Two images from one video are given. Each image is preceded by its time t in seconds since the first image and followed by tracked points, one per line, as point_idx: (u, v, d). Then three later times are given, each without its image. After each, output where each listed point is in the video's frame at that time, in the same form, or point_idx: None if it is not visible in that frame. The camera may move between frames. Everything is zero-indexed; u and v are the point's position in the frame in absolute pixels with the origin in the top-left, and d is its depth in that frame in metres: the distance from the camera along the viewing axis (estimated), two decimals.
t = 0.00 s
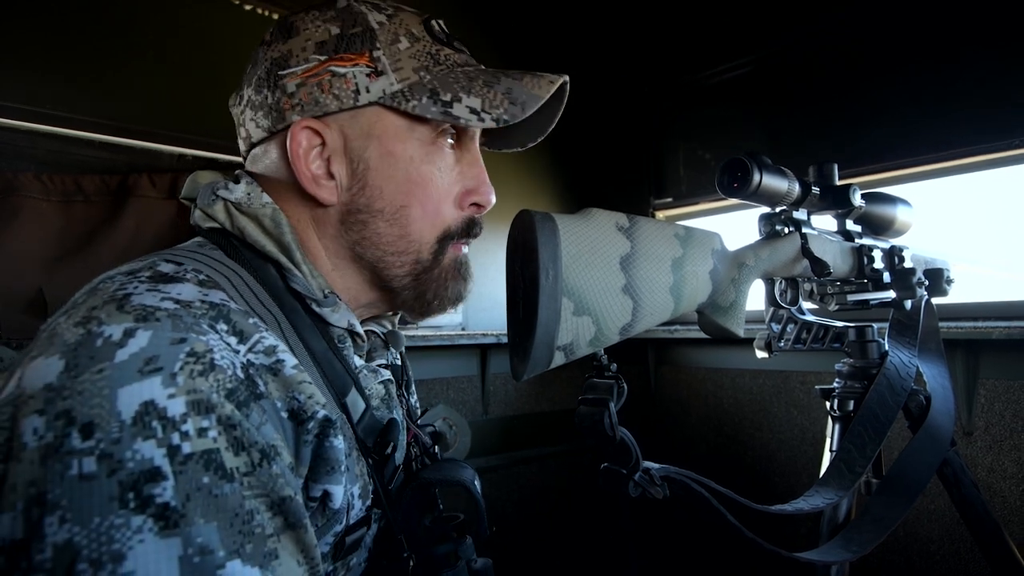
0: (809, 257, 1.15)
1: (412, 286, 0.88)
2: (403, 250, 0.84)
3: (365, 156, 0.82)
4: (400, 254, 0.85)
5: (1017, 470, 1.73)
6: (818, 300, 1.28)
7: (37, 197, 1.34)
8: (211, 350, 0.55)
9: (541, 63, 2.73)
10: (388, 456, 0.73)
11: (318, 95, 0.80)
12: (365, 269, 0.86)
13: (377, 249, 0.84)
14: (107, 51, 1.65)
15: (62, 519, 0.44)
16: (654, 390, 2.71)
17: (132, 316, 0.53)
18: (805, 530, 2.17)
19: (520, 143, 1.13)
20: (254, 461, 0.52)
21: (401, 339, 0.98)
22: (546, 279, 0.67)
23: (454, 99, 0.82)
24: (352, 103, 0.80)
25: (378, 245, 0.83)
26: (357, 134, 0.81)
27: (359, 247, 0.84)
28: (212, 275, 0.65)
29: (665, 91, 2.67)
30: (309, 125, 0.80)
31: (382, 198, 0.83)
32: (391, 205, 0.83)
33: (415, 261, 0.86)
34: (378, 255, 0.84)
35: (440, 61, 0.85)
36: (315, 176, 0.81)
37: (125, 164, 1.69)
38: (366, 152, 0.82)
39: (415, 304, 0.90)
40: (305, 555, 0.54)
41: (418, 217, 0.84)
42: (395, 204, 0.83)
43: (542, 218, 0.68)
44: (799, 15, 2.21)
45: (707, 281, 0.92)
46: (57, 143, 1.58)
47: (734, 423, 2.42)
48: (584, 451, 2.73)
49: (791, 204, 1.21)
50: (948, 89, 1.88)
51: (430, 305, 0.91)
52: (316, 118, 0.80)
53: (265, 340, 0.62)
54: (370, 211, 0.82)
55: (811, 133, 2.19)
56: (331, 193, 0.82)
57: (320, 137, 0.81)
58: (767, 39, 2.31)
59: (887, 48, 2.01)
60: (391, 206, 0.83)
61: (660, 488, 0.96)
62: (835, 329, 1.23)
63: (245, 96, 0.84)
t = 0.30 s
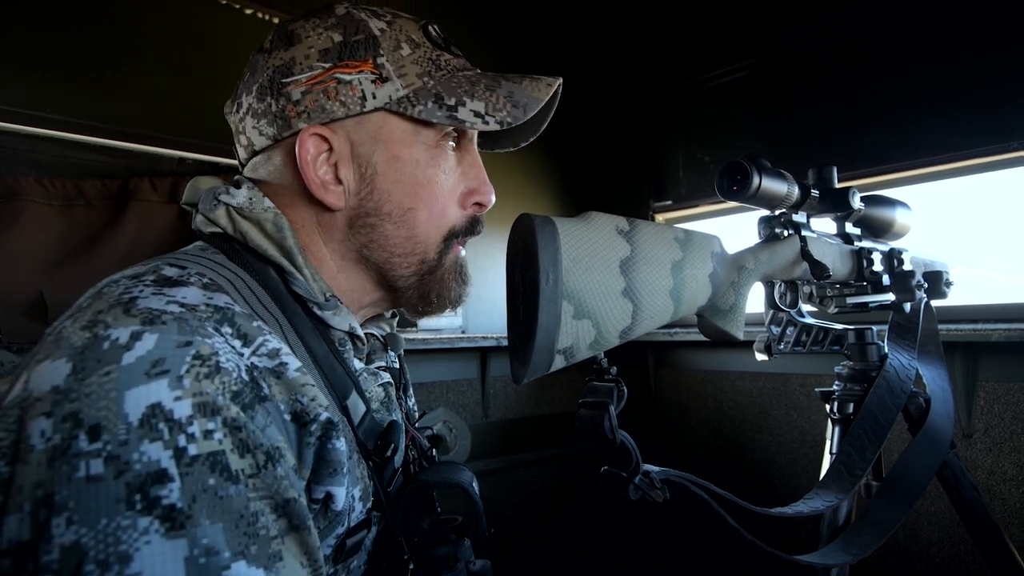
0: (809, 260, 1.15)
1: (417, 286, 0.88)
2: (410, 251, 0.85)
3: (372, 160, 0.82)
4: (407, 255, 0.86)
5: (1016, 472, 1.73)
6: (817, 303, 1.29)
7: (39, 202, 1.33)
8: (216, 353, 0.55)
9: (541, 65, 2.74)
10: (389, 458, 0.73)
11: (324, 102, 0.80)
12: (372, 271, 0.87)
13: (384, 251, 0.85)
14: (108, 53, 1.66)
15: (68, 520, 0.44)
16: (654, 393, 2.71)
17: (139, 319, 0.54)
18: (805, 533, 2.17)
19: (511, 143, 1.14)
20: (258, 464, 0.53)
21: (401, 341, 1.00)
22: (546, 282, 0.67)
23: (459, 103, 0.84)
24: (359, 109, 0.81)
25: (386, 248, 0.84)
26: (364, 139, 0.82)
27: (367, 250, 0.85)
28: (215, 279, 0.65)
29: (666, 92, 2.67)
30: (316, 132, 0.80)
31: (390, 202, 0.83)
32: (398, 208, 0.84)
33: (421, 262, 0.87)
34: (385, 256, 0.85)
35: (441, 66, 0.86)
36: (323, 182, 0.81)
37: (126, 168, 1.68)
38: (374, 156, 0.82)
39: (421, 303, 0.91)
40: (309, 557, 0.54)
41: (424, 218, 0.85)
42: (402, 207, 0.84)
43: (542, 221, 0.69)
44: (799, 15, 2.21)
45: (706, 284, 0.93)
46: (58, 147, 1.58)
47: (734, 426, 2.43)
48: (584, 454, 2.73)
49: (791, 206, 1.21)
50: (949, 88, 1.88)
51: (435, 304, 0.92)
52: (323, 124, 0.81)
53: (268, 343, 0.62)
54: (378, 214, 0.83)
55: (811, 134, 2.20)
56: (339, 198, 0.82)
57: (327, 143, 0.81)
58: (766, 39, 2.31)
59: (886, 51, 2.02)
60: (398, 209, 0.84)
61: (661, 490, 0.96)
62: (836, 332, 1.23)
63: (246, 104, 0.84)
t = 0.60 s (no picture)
0: (809, 257, 1.15)
1: (416, 288, 0.89)
2: (409, 253, 0.85)
3: (373, 162, 0.82)
4: (406, 256, 0.86)
5: (1017, 468, 1.74)
6: (817, 300, 1.27)
7: (38, 201, 1.34)
8: (218, 350, 0.55)
9: (540, 63, 2.73)
10: (390, 456, 0.74)
11: (326, 103, 0.80)
12: (370, 272, 0.87)
13: (384, 252, 0.85)
14: (107, 52, 1.65)
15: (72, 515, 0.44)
16: (654, 390, 2.71)
17: (140, 316, 0.54)
18: (806, 529, 2.17)
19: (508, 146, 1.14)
20: (261, 460, 0.53)
21: (400, 339, 1.00)
22: (546, 279, 0.68)
23: (460, 107, 0.84)
24: (361, 111, 0.81)
25: (386, 249, 0.84)
26: (366, 140, 0.82)
27: (367, 251, 0.85)
28: (215, 276, 0.65)
29: (665, 90, 2.67)
30: (318, 133, 0.80)
31: (391, 204, 0.83)
32: (399, 210, 0.84)
33: (420, 263, 0.87)
34: (384, 257, 0.85)
35: (442, 70, 0.86)
36: (324, 183, 0.81)
37: (126, 169, 1.68)
38: (375, 158, 0.82)
39: (421, 304, 0.90)
40: (310, 553, 0.54)
41: (424, 220, 0.85)
42: (402, 209, 0.84)
43: (541, 219, 0.69)
44: (799, 14, 2.21)
45: (706, 281, 0.93)
46: (58, 147, 1.58)
47: (734, 423, 2.43)
48: (584, 451, 2.73)
49: (791, 203, 1.22)
50: (949, 88, 1.88)
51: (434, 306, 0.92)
52: (326, 125, 0.81)
53: (270, 340, 0.62)
54: (379, 215, 0.83)
55: (810, 132, 2.20)
56: (340, 199, 0.82)
57: (329, 144, 0.81)
58: (767, 38, 2.31)
59: (886, 48, 2.01)
60: (399, 210, 0.84)
61: (661, 488, 0.96)
62: (836, 328, 1.23)
63: (246, 103, 0.84)
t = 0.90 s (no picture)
0: (809, 254, 1.15)
1: (422, 288, 0.89)
2: (419, 254, 0.86)
3: (387, 164, 0.83)
4: (415, 258, 0.87)
5: (1017, 465, 1.74)
6: (817, 298, 1.26)
7: (37, 200, 1.34)
8: (220, 346, 0.55)
9: (540, 61, 2.73)
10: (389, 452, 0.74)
11: (342, 106, 0.80)
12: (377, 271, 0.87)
13: (394, 253, 0.85)
14: (107, 51, 1.65)
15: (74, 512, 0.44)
16: (655, 388, 2.71)
17: (142, 313, 0.54)
18: (806, 526, 2.17)
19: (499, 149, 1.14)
20: (262, 455, 0.53)
21: (397, 336, 1.02)
22: (545, 277, 0.68)
23: (471, 115, 0.85)
24: (377, 115, 0.81)
25: (396, 250, 0.85)
26: (380, 143, 0.82)
27: (377, 253, 0.85)
28: (215, 274, 0.66)
29: (665, 88, 2.67)
30: (335, 135, 0.80)
31: (402, 206, 0.84)
32: (410, 212, 0.84)
33: (428, 264, 0.88)
34: (393, 258, 0.86)
35: (453, 77, 0.87)
36: (338, 185, 0.81)
37: (125, 168, 1.68)
38: (388, 162, 0.83)
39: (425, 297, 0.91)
40: (312, 548, 0.54)
41: (433, 222, 0.86)
42: (413, 211, 0.85)
43: (540, 217, 0.69)
44: (799, 13, 2.21)
45: (706, 279, 0.93)
46: (59, 147, 1.58)
47: (734, 421, 2.43)
48: (584, 449, 2.73)
49: (791, 201, 1.21)
50: (950, 87, 1.88)
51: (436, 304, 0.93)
52: (341, 128, 0.80)
53: (270, 337, 0.62)
54: (391, 218, 0.84)
55: (810, 131, 2.20)
56: (353, 201, 0.82)
57: (344, 147, 0.81)
58: (767, 36, 2.31)
59: (887, 45, 2.01)
60: (410, 213, 0.84)
61: (661, 485, 0.97)
62: (835, 325, 1.23)
63: (254, 98, 0.82)
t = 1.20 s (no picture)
0: (807, 256, 1.16)
1: (423, 281, 0.90)
2: (419, 248, 0.87)
3: (385, 160, 0.83)
4: (416, 251, 0.87)
5: (1016, 467, 1.74)
6: (816, 299, 1.25)
7: (37, 201, 1.34)
8: (222, 346, 0.56)
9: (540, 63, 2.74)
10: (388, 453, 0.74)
11: (339, 103, 0.80)
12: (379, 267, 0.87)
13: (395, 248, 0.86)
14: (107, 51, 1.66)
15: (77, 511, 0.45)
16: (654, 390, 2.72)
17: (145, 313, 0.54)
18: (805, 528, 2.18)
19: (495, 145, 1.15)
20: (265, 456, 0.53)
21: (396, 336, 1.03)
22: (544, 278, 0.68)
23: (466, 109, 0.85)
24: (374, 112, 0.81)
25: (397, 245, 0.85)
26: (378, 139, 0.82)
27: (378, 248, 0.85)
28: (217, 274, 0.66)
29: (665, 90, 2.67)
30: (334, 132, 0.81)
31: (401, 201, 0.85)
32: (409, 206, 0.85)
33: (428, 258, 0.88)
34: (394, 253, 0.86)
35: (446, 74, 0.88)
36: (338, 181, 0.81)
37: (124, 169, 1.69)
38: (387, 157, 0.83)
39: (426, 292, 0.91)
40: (313, 549, 0.54)
41: (431, 216, 0.87)
42: (412, 206, 0.85)
43: (539, 218, 0.69)
44: (799, 14, 2.22)
45: (705, 280, 0.93)
46: (57, 147, 1.58)
47: (733, 423, 2.43)
48: (584, 451, 2.73)
49: (790, 202, 1.22)
50: (950, 88, 1.88)
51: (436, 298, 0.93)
52: (340, 125, 0.81)
53: (271, 337, 0.63)
54: (391, 213, 0.84)
55: (809, 132, 2.20)
56: (353, 197, 0.82)
57: (343, 143, 0.81)
58: (767, 38, 2.31)
59: (885, 47, 2.02)
60: (409, 207, 0.85)
61: (661, 486, 0.97)
62: (834, 327, 1.24)
63: (250, 100, 0.82)
